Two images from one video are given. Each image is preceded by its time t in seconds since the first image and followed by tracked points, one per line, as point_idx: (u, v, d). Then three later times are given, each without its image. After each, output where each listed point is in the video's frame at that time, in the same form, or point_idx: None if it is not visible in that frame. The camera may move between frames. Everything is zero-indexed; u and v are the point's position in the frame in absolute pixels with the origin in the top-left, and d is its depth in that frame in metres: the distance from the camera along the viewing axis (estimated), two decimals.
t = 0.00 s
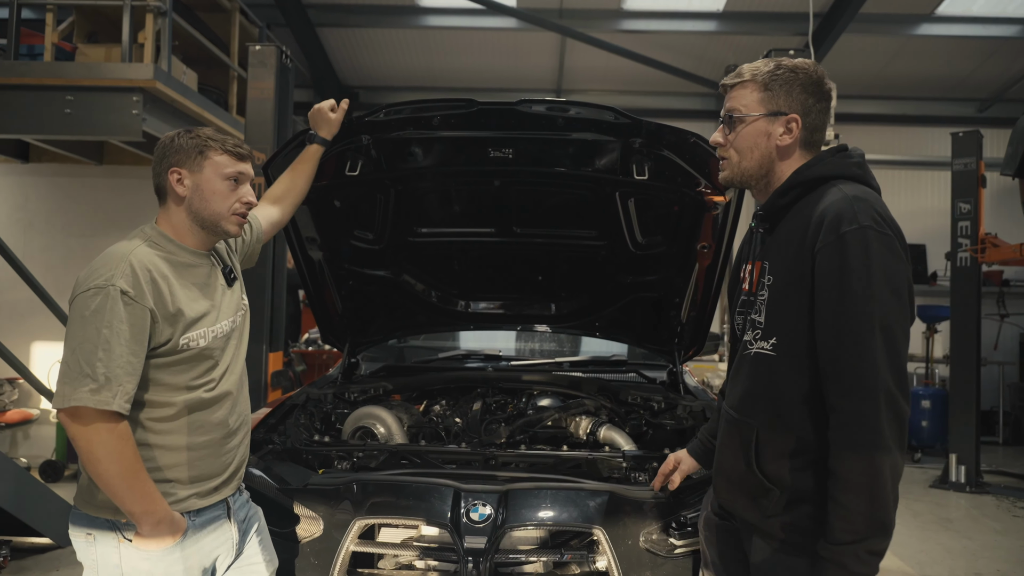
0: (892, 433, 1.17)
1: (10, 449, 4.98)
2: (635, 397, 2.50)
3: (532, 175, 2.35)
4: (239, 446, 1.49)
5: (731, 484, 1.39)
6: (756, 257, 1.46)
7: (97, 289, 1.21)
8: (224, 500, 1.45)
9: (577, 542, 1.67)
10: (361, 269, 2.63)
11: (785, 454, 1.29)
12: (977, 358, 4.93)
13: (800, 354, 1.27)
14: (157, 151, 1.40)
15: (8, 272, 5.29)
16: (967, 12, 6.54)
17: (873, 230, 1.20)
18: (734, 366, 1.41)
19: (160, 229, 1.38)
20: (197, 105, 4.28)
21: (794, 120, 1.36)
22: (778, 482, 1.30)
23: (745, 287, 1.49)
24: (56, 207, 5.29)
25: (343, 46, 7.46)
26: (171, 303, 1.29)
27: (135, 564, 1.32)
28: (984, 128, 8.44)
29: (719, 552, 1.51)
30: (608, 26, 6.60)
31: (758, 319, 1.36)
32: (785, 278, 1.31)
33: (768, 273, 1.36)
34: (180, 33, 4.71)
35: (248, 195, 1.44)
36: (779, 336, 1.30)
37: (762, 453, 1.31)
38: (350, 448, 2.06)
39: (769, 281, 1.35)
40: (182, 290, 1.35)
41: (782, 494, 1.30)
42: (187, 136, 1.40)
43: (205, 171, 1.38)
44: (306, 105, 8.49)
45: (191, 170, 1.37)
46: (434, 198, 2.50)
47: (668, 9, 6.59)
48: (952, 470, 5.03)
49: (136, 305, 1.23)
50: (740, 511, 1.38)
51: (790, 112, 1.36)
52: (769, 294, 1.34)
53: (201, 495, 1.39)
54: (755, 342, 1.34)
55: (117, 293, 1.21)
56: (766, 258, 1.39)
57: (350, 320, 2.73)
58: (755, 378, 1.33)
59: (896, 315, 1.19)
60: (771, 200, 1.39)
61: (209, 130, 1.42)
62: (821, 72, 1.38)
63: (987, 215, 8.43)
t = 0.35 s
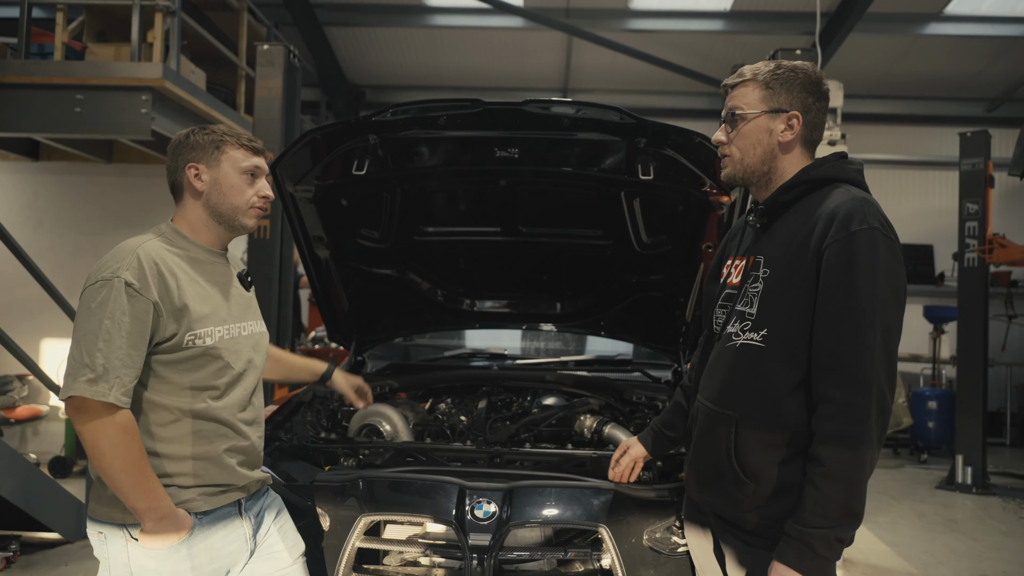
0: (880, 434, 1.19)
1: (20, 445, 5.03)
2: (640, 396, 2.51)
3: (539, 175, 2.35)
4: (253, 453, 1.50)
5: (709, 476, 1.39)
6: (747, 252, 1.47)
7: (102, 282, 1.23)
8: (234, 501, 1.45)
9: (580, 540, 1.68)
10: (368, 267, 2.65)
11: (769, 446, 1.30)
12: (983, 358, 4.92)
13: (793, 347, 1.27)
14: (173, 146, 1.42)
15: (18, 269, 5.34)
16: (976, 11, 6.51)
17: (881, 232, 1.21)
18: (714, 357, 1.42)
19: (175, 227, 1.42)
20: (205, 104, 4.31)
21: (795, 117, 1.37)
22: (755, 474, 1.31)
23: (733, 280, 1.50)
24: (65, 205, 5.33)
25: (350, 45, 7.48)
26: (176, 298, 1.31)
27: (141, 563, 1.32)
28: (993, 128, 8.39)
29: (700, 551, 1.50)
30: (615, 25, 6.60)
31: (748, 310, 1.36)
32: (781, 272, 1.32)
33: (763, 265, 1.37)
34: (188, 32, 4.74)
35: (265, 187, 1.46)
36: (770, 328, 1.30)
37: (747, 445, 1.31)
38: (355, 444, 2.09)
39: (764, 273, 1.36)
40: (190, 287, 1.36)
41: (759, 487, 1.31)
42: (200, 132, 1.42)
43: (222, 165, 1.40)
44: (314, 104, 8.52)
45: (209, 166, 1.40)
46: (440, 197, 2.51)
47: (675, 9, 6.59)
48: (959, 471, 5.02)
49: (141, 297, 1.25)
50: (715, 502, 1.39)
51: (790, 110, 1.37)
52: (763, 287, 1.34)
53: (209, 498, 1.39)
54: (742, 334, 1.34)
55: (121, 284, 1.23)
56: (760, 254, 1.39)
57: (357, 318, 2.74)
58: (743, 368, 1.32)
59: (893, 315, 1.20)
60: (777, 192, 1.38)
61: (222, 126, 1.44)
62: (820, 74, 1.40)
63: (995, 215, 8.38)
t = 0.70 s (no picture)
0: (880, 422, 1.19)
1: (22, 448, 5.04)
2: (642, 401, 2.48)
3: (540, 180, 2.36)
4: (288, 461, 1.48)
5: (708, 477, 1.39)
6: (728, 258, 1.49)
7: (151, 281, 1.24)
8: (268, 513, 1.45)
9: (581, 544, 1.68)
10: (368, 271, 2.65)
11: (766, 443, 1.29)
12: (986, 362, 4.91)
13: (782, 342, 1.29)
14: (220, 151, 1.42)
15: (21, 273, 5.36)
16: (977, 15, 6.52)
17: (858, 224, 1.24)
18: (701, 358, 1.43)
19: (214, 230, 1.43)
20: (208, 108, 4.33)
21: (740, 129, 1.41)
22: (753, 474, 1.30)
23: (711, 287, 1.51)
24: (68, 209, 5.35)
25: (351, 49, 7.49)
26: (221, 297, 1.32)
27: (173, 570, 1.31)
28: (995, 132, 8.39)
29: (690, 555, 1.51)
30: (616, 30, 6.61)
31: (733, 311, 1.38)
32: (762, 270, 1.34)
33: (746, 265, 1.40)
34: (191, 36, 4.76)
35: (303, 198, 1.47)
36: (756, 324, 1.31)
37: (744, 443, 1.31)
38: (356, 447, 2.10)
39: (747, 272, 1.38)
40: (235, 286, 1.37)
41: (756, 486, 1.30)
42: (246, 141, 1.42)
43: (269, 175, 1.41)
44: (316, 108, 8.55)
45: (255, 174, 1.41)
46: (442, 202, 2.52)
47: (676, 13, 6.60)
48: (961, 475, 5.01)
49: (189, 295, 1.26)
50: (712, 504, 1.38)
51: (734, 122, 1.42)
52: (746, 287, 1.37)
53: (243, 507, 1.37)
54: (728, 334, 1.36)
55: (170, 283, 1.24)
56: (740, 257, 1.43)
57: (358, 323, 2.76)
58: (734, 369, 1.33)
59: (879, 304, 1.22)
60: (753, 196, 1.42)
61: (267, 137, 1.45)
62: (758, 88, 1.45)
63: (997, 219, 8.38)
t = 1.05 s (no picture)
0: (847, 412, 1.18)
1: (31, 449, 5.07)
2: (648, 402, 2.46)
3: (545, 181, 2.36)
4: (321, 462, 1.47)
5: (711, 477, 1.37)
6: (724, 262, 1.48)
7: (207, 272, 1.25)
8: (298, 513, 1.43)
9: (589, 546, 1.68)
10: (375, 273, 2.64)
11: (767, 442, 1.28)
12: (995, 364, 4.87)
13: (775, 341, 1.28)
14: (298, 156, 1.45)
15: (30, 275, 5.39)
16: (985, 15, 6.49)
17: (846, 222, 1.24)
18: (699, 360, 1.43)
19: (270, 228, 1.44)
20: (215, 111, 4.35)
21: (736, 136, 1.41)
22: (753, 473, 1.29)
23: (711, 289, 1.50)
24: (77, 211, 5.38)
25: (357, 52, 7.51)
26: (271, 292, 1.33)
27: (203, 565, 1.30)
28: (1004, 132, 8.34)
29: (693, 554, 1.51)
30: (621, 31, 6.61)
31: (728, 311, 1.37)
32: (756, 269, 1.33)
33: (741, 267, 1.39)
34: (199, 39, 4.78)
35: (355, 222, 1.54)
36: (751, 323, 1.31)
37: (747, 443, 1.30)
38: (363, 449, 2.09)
39: (741, 274, 1.37)
40: (284, 284, 1.38)
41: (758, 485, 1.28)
42: (324, 152, 1.47)
43: (342, 192, 1.47)
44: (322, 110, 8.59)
45: (332, 187, 1.46)
46: (448, 203, 2.52)
47: (682, 14, 6.60)
48: (970, 477, 4.98)
49: (241, 288, 1.27)
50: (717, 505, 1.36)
51: (731, 129, 1.41)
52: (741, 287, 1.35)
53: (275, 504, 1.37)
54: (725, 334, 1.35)
55: (225, 275, 1.26)
56: (736, 260, 1.42)
57: (364, 323, 2.73)
58: (730, 368, 1.33)
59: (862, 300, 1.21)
60: (746, 200, 1.41)
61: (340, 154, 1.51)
62: (754, 93, 1.44)
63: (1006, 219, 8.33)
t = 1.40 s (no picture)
0: (795, 383, 1.17)
1: (23, 444, 5.04)
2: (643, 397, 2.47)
3: (541, 176, 2.35)
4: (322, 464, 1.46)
5: (717, 474, 1.39)
6: (730, 257, 1.50)
7: (231, 255, 1.28)
8: (286, 506, 1.38)
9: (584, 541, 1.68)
10: (370, 267, 2.59)
11: (768, 437, 1.28)
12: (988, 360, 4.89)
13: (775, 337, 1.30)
14: (333, 162, 1.47)
15: (21, 269, 5.35)
16: (980, 12, 6.51)
17: (838, 219, 1.23)
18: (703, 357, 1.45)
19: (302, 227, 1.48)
20: (208, 104, 4.32)
21: (741, 129, 1.40)
22: (753, 467, 1.30)
23: (718, 285, 1.51)
24: (68, 205, 5.34)
25: (352, 45, 7.48)
26: (289, 284, 1.35)
27: (190, 552, 1.29)
28: (998, 129, 8.37)
29: (697, 545, 1.51)
30: (617, 26, 6.60)
31: (732, 310, 1.40)
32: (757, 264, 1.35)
33: (745, 265, 1.40)
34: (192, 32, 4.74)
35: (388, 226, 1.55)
36: (751, 323, 1.33)
37: (751, 438, 1.30)
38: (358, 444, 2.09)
39: (745, 271, 1.39)
40: (305, 278, 1.40)
41: (760, 481, 1.28)
42: (357, 159, 1.49)
43: (373, 198, 1.48)
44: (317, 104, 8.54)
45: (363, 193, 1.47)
46: (444, 198, 2.51)
47: (678, 9, 6.58)
48: (961, 472, 5.02)
49: (262, 274, 1.30)
50: (722, 501, 1.36)
51: (735, 123, 1.40)
52: (744, 284, 1.37)
53: (268, 495, 1.35)
54: (729, 331, 1.38)
55: (250, 260, 1.29)
56: (740, 258, 1.43)
57: (358, 315, 2.70)
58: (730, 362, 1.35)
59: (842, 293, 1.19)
60: (749, 196, 1.42)
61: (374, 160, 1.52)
62: (758, 86, 1.43)
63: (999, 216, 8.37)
